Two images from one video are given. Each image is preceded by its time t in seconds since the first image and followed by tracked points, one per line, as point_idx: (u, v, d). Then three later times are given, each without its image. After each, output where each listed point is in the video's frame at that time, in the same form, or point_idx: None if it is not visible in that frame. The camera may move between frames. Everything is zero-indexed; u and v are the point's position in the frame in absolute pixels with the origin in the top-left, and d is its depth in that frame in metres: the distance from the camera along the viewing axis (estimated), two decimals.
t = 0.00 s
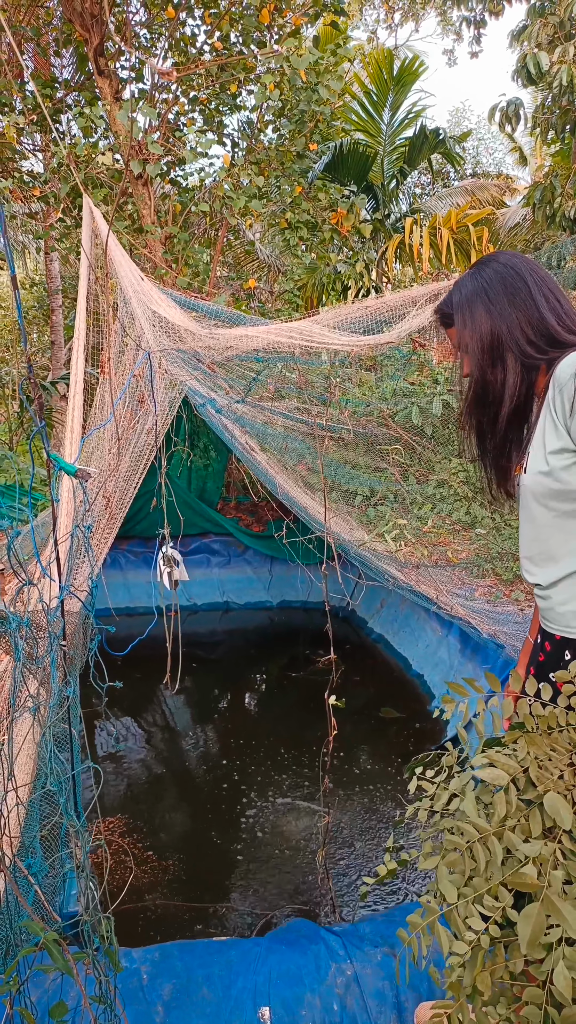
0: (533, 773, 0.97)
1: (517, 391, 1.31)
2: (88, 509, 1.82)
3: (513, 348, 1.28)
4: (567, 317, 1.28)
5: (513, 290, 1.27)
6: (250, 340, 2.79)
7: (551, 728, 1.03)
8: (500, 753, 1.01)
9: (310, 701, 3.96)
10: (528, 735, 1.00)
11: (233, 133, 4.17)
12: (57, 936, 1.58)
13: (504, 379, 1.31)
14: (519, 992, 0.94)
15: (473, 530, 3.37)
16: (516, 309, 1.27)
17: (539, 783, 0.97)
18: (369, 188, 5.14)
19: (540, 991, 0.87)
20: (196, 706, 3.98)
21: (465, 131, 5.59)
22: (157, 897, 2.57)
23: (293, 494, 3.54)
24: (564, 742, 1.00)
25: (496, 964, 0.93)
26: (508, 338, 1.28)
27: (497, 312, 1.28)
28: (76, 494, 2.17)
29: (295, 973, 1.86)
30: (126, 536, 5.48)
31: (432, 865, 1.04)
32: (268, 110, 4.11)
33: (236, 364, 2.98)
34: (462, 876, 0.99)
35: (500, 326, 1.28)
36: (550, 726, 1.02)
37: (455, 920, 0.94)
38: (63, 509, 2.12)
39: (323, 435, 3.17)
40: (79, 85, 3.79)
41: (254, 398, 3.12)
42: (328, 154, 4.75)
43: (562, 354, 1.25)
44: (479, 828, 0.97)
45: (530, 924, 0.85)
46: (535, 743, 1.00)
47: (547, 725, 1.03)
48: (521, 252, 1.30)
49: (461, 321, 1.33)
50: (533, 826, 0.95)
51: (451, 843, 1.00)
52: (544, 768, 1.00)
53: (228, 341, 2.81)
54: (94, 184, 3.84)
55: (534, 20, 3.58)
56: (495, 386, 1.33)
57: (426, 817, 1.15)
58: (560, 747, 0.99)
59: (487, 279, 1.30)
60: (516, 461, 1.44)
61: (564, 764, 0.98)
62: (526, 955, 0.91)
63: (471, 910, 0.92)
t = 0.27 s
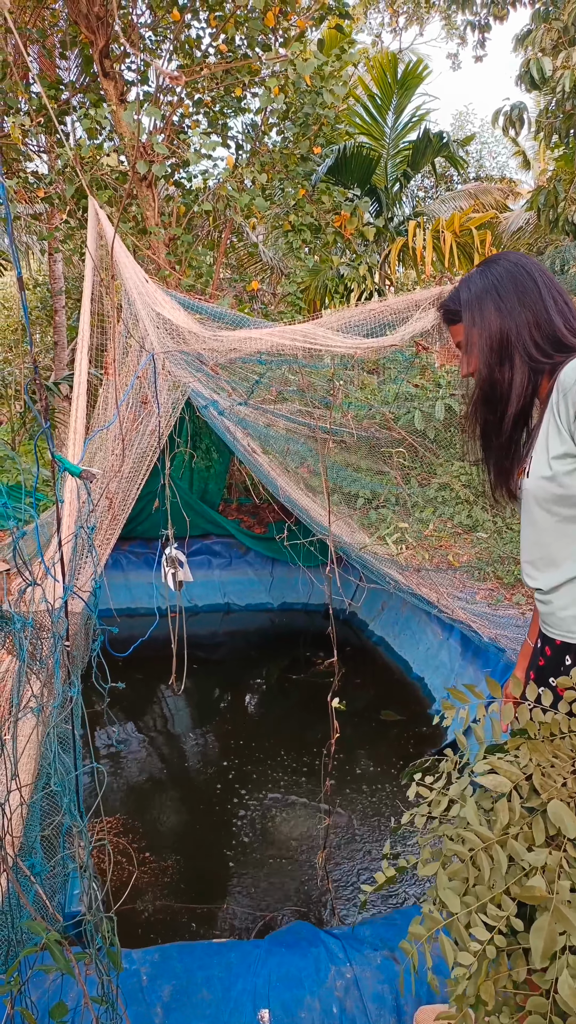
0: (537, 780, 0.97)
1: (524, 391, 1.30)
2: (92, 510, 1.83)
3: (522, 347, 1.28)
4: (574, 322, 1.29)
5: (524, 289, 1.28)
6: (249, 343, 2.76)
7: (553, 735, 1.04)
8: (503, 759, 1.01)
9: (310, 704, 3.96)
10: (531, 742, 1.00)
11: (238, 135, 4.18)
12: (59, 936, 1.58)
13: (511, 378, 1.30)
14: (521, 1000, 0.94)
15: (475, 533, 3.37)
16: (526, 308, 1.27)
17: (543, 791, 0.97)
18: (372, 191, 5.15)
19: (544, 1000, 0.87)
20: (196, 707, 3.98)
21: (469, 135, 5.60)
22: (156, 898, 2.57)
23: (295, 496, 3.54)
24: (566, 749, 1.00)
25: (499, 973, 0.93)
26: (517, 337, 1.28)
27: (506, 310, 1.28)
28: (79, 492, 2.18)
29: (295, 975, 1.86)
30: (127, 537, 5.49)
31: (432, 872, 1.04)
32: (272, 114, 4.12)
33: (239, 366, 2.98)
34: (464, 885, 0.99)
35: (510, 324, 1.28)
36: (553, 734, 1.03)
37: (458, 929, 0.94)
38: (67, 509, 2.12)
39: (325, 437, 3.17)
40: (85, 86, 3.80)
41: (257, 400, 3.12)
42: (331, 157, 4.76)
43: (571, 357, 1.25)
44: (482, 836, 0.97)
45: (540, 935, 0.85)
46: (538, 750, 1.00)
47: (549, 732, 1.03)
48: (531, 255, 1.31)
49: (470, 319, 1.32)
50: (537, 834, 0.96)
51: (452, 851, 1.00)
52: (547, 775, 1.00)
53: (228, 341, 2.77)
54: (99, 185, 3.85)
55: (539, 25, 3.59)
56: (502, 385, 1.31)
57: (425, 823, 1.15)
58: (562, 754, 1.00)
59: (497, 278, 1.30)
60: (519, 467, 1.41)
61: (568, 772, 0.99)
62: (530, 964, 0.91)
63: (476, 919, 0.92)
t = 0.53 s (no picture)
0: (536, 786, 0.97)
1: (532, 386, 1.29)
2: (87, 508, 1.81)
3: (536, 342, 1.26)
4: None
5: (541, 283, 1.26)
6: (249, 341, 2.79)
7: (551, 739, 1.03)
8: (500, 764, 1.01)
9: (303, 703, 3.96)
10: (528, 746, 1.00)
11: (234, 133, 4.18)
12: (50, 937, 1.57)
13: (522, 371, 1.28)
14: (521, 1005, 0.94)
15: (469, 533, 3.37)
16: (542, 303, 1.26)
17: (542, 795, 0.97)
18: (368, 191, 5.15)
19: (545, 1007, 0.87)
20: (189, 706, 3.97)
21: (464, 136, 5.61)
22: (149, 897, 2.57)
23: (290, 496, 3.53)
24: (564, 753, 1.00)
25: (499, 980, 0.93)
26: (532, 331, 1.26)
27: (524, 301, 1.25)
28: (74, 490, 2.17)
29: (288, 975, 1.86)
30: (121, 535, 5.48)
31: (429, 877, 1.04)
32: (268, 112, 4.12)
33: (234, 365, 2.98)
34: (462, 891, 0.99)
35: (527, 316, 1.25)
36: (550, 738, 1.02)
37: (458, 936, 0.93)
38: (61, 507, 2.13)
39: (320, 436, 3.17)
40: (80, 82, 3.78)
41: (252, 400, 3.12)
42: (327, 156, 4.76)
43: None
44: (481, 842, 0.97)
45: (543, 943, 0.85)
46: (535, 754, 1.00)
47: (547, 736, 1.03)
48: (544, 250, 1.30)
49: (486, 304, 1.27)
50: (536, 840, 0.96)
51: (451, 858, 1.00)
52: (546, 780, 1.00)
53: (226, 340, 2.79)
54: (94, 182, 3.84)
55: (535, 27, 3.60)
56: (512, 377, 1.29)
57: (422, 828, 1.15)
58: (560, 758, 1.00)
59: (515, 266, 1.27)
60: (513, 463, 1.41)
61: (566, 776, 0.99)
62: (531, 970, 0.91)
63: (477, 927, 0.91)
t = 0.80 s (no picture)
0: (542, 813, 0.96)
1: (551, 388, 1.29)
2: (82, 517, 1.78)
3: (558, 347, 1.30)
4: None
5: (567, 302, 1.33)
6: (249, 350, 2.76)
7: (556, 764, 1.02)
8: (505, 790, 1.00)
9: (297, 713, 3.93)
10: (534, 773, 1.00)
11: (231, 141, 4.17)
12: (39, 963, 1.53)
13: (544, 369, 1.29)
14: None
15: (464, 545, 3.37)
16: (567, 316, 1.31)
17: (550, 823, 0.96)
18: (365, 201, 5.17)
19: None
20: (181, 715, 3.94)
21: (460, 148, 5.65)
22: (139, 910, 2.53)
23: (285, 505, 3.51)
24: (570, 780, 0.99)
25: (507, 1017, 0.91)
26: (556, 337, 1.30)
27: (553, 309, 1.31)
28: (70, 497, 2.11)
29: (283, 998, 1.83)
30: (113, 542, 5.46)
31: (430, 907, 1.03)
32: (266, 121, 4.13)
33: (232, 373, 2.97)
34: (466, 922, 0.97)
35: (555, 323, 1.30)
36: (554, 764, 1.02)
37: (464, 971, 0.92)
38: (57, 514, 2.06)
39: (317, 446, 3.16)
40: (77, 87, 3.78)
41: (250, 408, 3.10)
42: (324, 165, 4.78)
43: None
44: (487, 872, 0.96)
45: (555, 981, 0.83)
46: (541, 780, 1.00)
47: (552, 761, 1.02)
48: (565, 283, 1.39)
49: (521, 304, 1.31)
50: (543, 869, 0.94)
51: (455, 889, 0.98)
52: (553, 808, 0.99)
53: (223, 347, 2.76)
54: (90, 188, 3.82)
55: (532, 41, 3.62)
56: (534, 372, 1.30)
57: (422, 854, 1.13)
58: (567, 785, 0.98)
59: (546, 279, 1.33)
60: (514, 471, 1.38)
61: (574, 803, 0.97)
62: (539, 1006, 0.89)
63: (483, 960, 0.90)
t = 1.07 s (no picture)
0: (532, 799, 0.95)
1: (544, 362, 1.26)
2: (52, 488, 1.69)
3: (551, 319, 1.27)
4: None
5: (559, 270, 1.29)
6: (231, 314, 2.70)
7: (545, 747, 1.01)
8: (493, 774, 0.99)
9: (270, 688, 3.94)
10: (521, 755, 0.99)
11: (207, 101, 4.02)
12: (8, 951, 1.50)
13: (537, 342, 1.26)
14: None
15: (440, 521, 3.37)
16: (560, 286, 1.28)
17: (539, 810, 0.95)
18: (344, 169, 5.06)
19: None
20: (153, 690, 3.91)
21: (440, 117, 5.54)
22: (112, 886, 2.53)
23: (261, 478, 3.46)
24: (558, 762, 0.98)
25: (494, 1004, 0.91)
26: (549, 308, 1.27)
27: (546, 279, 1.27)
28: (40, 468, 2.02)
29: (259, 976, 1.83)
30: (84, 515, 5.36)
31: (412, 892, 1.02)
32: (244, 81, 3.98)
33: (208, 341, 2.91)
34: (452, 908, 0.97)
35: (547, 295, 1.27)
36: (544, 747, 1.00)
37: (452, 960, 0.91)
38: (25, 486, 1.97)
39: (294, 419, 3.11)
40: (45, 36, 3.59)
41: (227, 378, 3.02)
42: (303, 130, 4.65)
43: None
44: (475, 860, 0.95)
45: (548, 973, 0.82)
46: (529, 764, 0.99)
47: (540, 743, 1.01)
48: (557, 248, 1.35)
49: (511, 272, 1.27)
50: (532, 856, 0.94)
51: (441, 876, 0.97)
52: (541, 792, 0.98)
53: (204, 310, 2.70)
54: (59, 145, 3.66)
55: (518, 7, 3.54)
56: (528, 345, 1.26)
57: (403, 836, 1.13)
58: (554, 768, 0.98)
59: (538, 246, 1.29)
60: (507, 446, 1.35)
61: (563, 787, 0.97)
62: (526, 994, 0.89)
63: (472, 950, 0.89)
